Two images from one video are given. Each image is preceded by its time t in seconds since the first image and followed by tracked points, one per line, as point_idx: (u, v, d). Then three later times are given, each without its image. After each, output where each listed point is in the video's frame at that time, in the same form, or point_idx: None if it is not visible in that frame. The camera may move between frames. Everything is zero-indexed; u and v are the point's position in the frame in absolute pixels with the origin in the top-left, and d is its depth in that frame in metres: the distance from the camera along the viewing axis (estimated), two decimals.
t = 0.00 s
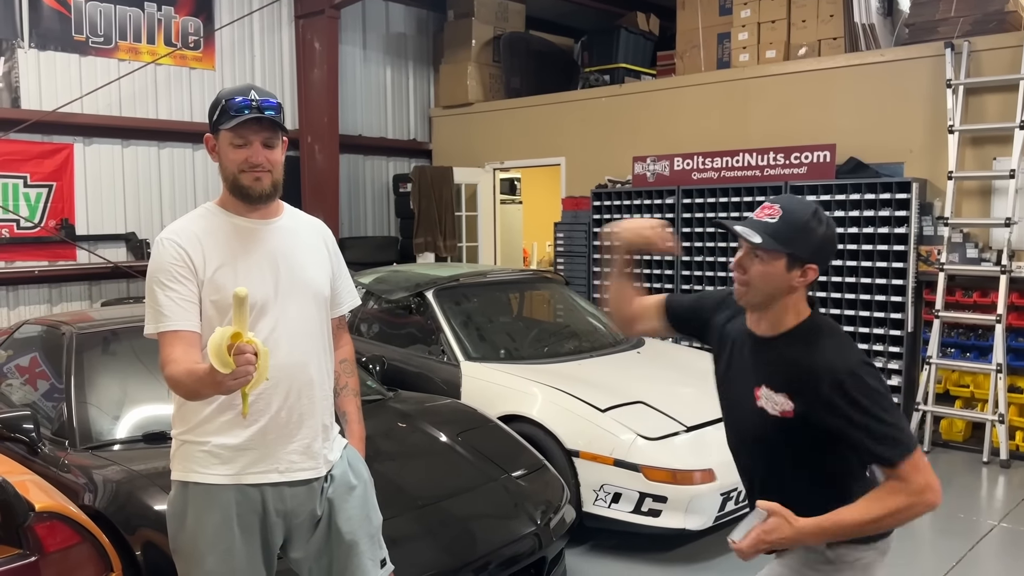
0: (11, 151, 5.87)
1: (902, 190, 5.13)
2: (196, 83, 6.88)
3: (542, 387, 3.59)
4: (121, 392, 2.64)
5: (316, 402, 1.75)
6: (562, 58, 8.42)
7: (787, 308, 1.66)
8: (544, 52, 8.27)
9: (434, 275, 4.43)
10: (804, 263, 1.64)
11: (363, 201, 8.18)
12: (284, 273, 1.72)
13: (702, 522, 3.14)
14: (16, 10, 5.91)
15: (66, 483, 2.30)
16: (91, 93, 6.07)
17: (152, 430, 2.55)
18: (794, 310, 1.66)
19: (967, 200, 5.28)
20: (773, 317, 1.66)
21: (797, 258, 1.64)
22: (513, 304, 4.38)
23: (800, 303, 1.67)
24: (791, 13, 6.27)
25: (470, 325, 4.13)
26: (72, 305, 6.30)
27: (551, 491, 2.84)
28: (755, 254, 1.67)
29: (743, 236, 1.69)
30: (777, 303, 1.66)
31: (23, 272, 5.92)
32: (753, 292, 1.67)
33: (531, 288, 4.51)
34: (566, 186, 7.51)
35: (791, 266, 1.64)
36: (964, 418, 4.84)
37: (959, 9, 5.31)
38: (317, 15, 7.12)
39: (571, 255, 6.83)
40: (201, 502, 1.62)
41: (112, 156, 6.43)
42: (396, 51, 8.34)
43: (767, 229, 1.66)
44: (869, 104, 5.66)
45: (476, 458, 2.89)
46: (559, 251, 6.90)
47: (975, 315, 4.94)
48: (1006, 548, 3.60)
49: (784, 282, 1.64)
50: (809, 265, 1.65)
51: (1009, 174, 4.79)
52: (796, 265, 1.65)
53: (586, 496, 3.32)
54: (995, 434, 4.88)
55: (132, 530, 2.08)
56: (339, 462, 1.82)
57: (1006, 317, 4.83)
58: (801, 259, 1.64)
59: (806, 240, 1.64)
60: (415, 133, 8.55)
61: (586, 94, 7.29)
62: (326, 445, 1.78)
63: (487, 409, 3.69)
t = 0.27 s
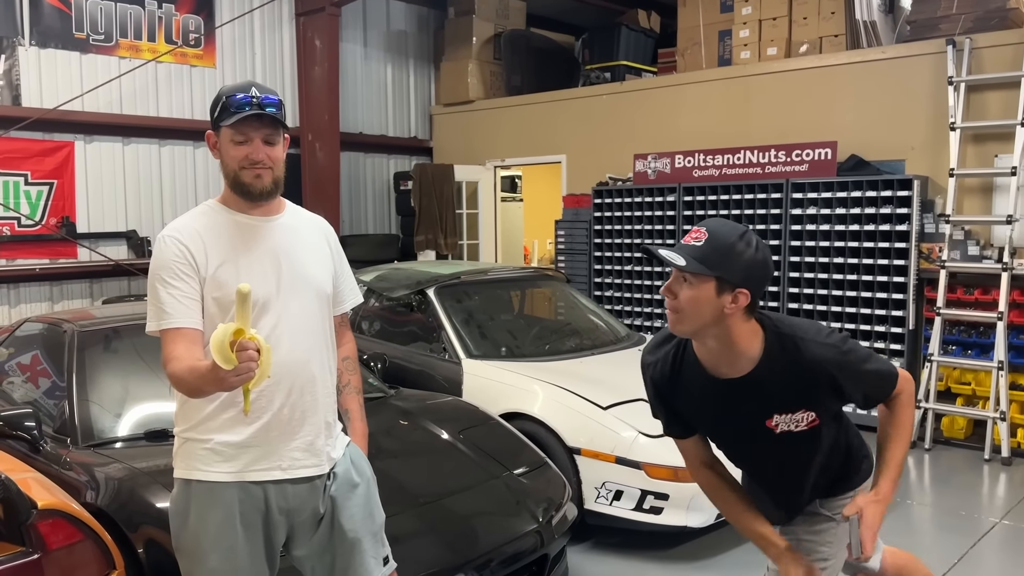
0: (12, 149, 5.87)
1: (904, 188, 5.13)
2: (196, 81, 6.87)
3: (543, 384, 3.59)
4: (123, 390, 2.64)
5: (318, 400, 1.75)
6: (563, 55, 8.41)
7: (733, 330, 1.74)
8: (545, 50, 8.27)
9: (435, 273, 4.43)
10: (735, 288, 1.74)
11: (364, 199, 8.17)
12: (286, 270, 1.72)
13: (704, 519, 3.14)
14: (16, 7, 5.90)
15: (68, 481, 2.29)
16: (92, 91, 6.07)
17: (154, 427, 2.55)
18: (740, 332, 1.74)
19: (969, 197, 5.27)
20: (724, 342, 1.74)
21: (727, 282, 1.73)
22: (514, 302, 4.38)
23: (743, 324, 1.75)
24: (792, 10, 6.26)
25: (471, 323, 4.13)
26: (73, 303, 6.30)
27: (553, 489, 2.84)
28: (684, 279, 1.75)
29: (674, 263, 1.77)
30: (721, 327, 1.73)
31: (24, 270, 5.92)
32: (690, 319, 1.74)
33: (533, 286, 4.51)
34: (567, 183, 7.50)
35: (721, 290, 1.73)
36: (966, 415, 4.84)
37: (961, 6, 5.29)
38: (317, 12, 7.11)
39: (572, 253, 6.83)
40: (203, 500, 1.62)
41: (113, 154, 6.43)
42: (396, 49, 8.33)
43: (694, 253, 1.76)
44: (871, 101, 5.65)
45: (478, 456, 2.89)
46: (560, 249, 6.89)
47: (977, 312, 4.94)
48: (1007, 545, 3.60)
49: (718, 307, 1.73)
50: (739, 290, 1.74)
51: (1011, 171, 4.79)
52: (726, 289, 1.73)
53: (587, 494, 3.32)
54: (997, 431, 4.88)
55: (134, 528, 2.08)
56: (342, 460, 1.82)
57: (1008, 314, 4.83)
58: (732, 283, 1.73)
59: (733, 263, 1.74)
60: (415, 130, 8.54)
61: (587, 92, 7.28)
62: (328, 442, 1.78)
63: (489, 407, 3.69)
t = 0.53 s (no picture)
0: (12, 147, 5.87)
1: (905, 186, 5.12)
2: (197, 79, 6.86)
3: (544, 383, 3.59)
4: (124, 388, 2.64)
5: (320, 397, 1.75)
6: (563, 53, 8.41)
7: (758, 300, 1.70)
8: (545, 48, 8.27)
9: (436, 271, 4.43)
10: (768, 254, 1.71)
11: (365, 198, 8.18)
12: (287, 269, 1.72)
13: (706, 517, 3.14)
14: (17, 6, 5.90)
15: (69, 480, 2.29)
16: (92, 89, 6.06)
17: (155, 426, 2.55)
18: (764, 303, 1.70)
19: (970, 196, 5.27)
20: (749, 309, 1.70)
21: (761, 248, 1.70)
22: (515, 300, 4.38)
23: (770, 294, 1.71)
24: (793, 8, 6.25)
25: (472, 321, 4.13)
26: (74, 301, 6.30)
27: (554, 487, 2.83)
28: (721, 244, 1.72)
29: (710, 226, 1.74)
30: (748, 294, 1.69)
31: (25, 268, 5.91)
32: (720, 282, 1.70)
33: (534, 284, 4.51)
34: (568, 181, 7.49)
35: (755, 257, 1.70)
36: (967, 414, 4.84)
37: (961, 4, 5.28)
38: (318, 11, 7.11)
39: (573, 251, 6.83)
40: (205, 498, 1.62)
41: (113, 152, 6.43)
42: (397, 47, 8.33)
43: (732, 219, 1.73)
44: (872, 99, 5.64)
45: (479, 454, 2.89)
46: (561, 247, 6.89)
47: (978, 311, 4.94)
48: (1008, 544, 3.60)
49: (750, 273, 1.69)
50: (771, 257, 1.71)
51: (1012, 170, 4.78)
52: (759, 256, 1.70)
53: (589, 492, 3.32)
54: (998, 429, 4.88)
55: (136, 526, 2.08)
56: (343, 458, 1.81)
57: (1009, 313, 4.83)
58: (765, 251, 1.70)
59: (768, 231, 1.71)
60: (415, 129, 8.54)
61: (588, 90, 7.28)
62: (330, 440, 1.77)
63: (490, 405, 3.68)
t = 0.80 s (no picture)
0: (13, 147, 5.87)
1: (906, 185, 5.12)
2: (197, 79, 6.87)
3: (544, 382, 3.59)
4: (125, 388, 2.65)
5: (319, 397, 1.75)
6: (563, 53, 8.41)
7: (786, 241, 1.81)
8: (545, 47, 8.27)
9: (436, 271, 4.43)
10: (796, 198, 1.82)
11: (365, 198, 8.18)
12: (287, 268, 1.72)
13: (706, 517, 3.15)
14: (17, 6, 5.91)
15: (70, 479, 2.29)
16: (93, 89, 6.07)
17: (155, 425, 2.56)
18: (791, 246, 1.82)
19: (970, 195, 5.27)
20: (775, 251, 1.82)
21: (789, 191, 1.81)
22: (515, 300, 4.38)
23: (795, 238, 1.83)
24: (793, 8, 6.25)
25: (473, 321, 4.14)
26: (75, 300, 6.30)
27: (554, 487, 2.84)
28: (752, 186, 1.83)
29: (742, 171, 1.86)
30: (777, 235, 1.81)
31: (26, 268, 5.92)
32: (750, 224, 1.82)
33: (533, 283, 4.51)
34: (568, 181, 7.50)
35: (783, 199, 1.81)
36: (967, 413, 4.84)
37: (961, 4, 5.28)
38: (318, 10, 7.11)
39: (573, 251, 6.83)
40: (205, 497, 1.62)
41: (114, 152, 6.43)
42: (397, 47, 8.33)
43: (762, 164, 1.83)
44: (872, 98, 5.64)
45: (479, 453, 2.89)
46: (561, 247, 6.89)
47: (977, 310, 4.94)
48: (1009, 543, 3.60)
49: (779, 214, 1.81)
50: (798, 201, 1.83)
51: (1012, 169, 4.78)
52: (787, 199, 1.82)
53: (589, 492, 3.33)
54: (998, 429, 4.88)
55: (137, 525, 2.09)
56: (343, 457, 1.82)
57: (1008, 312, 4.83)
58: (792, 194, 1.82)
59: (796, 176, 1.83)
60: (416, 129, 8.55)
61: (588, 90, 7.28)
62: (330, 440, 1.78)
63: (490, 405, 3.69)
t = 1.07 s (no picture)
0: (13, 148, 5.88)
1: (906, 186, 5.12)
2: (197, 80, 6.87)
3: (544, 383, 3.59)
4: (125, 389, 2.65)
5: (319, 399, 1.75)
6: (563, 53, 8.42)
7: (789, 215, 1.83)
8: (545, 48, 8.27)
9: (436, 272, 4.43)
10: (800, 171, 1.83)
11: (366, 199, 8.18)
12: (287, 270, 1.72)
13: (706, 517, 3.15)
14: (18, 8, 5.91)
15: (70, 481, 2.30)
16: (93, 91, 6.07)
17: (155, 427, 2.56)
18: (794, 220, 1.83)
19: (970, 196, 5.27)
20: (778, 225, 1.83)
21: (794, 164, 1.82)
22: (515, 300, 4.38)
23: (798, 212, 1.84)
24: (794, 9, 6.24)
25: (473, 322, 4.14)
26: (75, 301, 6.31)
27: (554, 488, 2.84)
28: (757, 161, 1.84)
29: (748, 145, 1.86)
30: (781, 209, 1.82)
31: (26, 268, 5.92)
32: (756, 197, 1.83)
33: (533, 284, 4.51)
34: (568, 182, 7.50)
35: (788, 173, 1.82)
36: (967, 414, 4.84)
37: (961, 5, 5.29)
38: (318, 11, 7.11)
39: (573, 251, 6.83)
40: (205, 499, 1.62)
41: (114, 153, 6.44)
42: (397, 48, 8.33)
43: (768, 139, 1.84)
44: (873, 99, 5.64)
45: (478, 454, 2.89)
46: (561, 248, 6.89)
47: (977, 311, 4.95)
48: (1008, 544, 3.60)
49: (785, 188, 1.82)
50: (803, 174, 1.83)
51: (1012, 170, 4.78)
52: (792, 173, 1.82)
53: (589, 493, 3.33)
54: (998, 430, 4.88)
55: (137, 527, 2.09)
56: (342, 459, 1.82)
57: (1008, 313, 4.83)
58: (797, 168, 1.82)
59: (800, 151, 1.83)
60: (416, 129, 8.55)
61: (588, 91, 7.28)
62: (329, 441, 1.78)
63: (490, 406, 3.69)
